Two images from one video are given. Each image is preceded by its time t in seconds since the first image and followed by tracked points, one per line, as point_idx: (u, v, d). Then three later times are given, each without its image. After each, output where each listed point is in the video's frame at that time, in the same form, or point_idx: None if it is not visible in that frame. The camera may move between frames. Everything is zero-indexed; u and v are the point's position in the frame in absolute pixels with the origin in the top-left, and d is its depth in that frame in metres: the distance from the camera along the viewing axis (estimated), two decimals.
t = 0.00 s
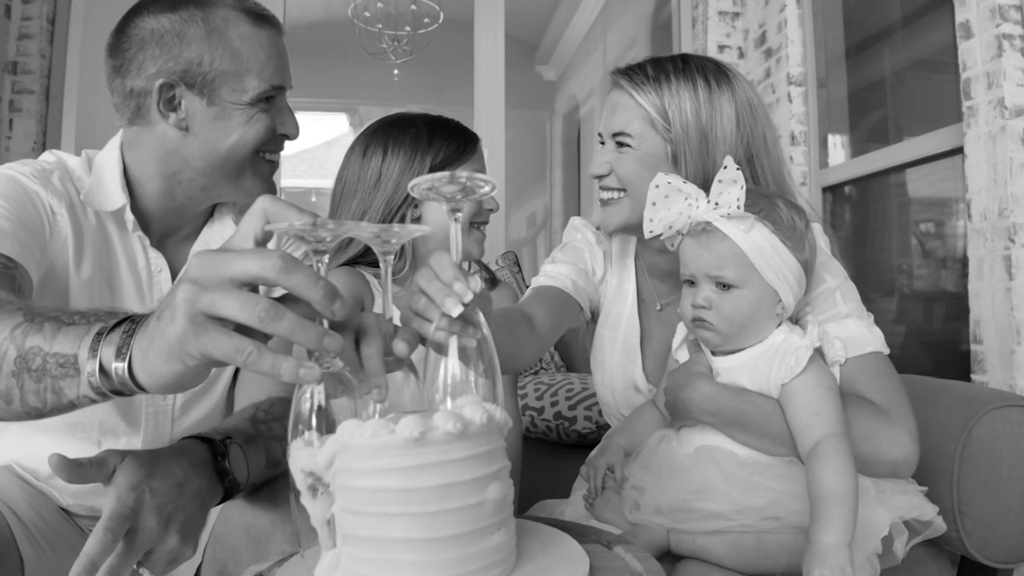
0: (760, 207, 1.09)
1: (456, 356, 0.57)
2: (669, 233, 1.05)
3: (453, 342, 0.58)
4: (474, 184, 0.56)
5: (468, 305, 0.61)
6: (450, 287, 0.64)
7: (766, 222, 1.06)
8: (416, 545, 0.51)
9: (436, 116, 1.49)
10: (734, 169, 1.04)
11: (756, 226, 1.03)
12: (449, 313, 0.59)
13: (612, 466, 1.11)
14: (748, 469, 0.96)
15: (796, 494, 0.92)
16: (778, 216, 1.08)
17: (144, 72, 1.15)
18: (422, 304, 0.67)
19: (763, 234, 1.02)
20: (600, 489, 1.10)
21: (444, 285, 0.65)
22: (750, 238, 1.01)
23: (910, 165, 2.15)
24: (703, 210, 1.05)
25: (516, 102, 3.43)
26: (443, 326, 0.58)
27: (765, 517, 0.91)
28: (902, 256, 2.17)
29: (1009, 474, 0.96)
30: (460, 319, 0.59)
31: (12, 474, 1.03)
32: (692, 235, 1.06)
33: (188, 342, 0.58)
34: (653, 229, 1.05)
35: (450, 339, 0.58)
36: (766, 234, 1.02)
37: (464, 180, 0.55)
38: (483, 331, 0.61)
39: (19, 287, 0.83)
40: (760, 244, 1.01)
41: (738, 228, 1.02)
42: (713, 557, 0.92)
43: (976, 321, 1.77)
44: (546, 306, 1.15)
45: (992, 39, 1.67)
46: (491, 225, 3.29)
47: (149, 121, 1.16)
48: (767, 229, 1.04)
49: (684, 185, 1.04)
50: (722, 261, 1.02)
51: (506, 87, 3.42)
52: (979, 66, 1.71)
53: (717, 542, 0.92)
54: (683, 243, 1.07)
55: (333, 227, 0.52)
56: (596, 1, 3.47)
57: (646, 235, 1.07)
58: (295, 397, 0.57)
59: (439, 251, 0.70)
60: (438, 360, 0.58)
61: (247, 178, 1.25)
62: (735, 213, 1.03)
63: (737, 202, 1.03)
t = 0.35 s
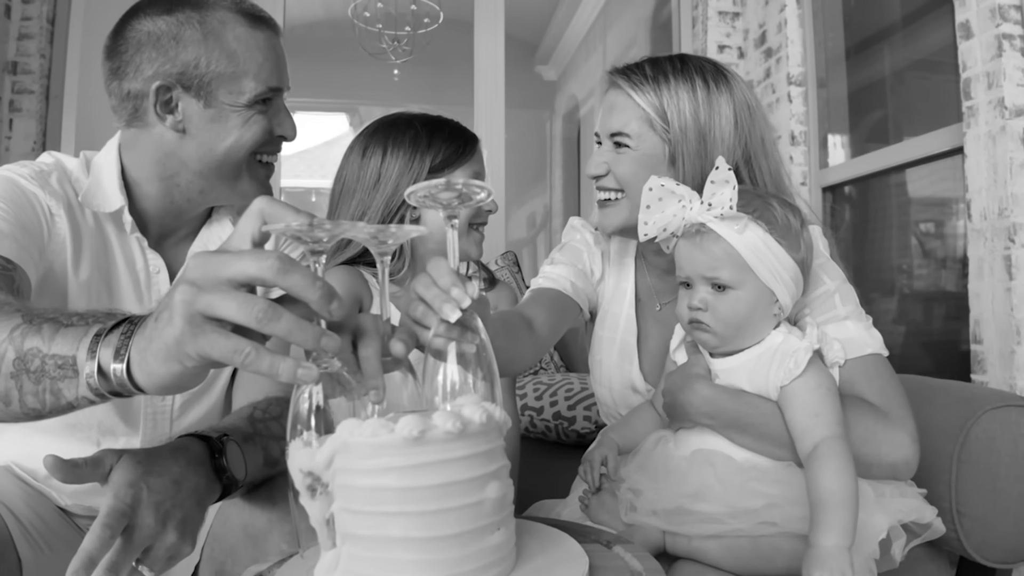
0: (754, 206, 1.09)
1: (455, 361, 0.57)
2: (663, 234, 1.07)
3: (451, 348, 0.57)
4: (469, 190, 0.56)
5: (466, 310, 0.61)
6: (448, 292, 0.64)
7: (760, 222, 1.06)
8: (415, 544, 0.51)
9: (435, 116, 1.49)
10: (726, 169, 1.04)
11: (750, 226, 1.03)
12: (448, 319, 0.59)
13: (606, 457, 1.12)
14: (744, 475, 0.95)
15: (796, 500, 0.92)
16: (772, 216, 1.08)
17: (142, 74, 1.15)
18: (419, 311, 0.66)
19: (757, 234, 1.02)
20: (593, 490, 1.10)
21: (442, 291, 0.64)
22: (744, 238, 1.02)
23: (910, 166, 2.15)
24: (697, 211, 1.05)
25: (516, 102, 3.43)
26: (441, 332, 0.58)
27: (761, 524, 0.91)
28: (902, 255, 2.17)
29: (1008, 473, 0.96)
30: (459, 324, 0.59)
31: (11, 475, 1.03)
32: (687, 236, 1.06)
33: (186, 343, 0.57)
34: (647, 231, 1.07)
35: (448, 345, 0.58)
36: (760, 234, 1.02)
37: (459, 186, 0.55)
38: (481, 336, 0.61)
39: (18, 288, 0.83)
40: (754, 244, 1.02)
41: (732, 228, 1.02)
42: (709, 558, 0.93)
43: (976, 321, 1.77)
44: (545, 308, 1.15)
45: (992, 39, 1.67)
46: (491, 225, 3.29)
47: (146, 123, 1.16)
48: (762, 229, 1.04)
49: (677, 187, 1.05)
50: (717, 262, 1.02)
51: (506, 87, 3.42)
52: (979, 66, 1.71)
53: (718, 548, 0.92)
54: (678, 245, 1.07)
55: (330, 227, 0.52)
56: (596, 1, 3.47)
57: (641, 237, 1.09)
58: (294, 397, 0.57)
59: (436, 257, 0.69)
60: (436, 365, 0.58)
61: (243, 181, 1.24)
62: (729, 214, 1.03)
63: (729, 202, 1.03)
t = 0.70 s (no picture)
0: (757, 203, 1.09)
1: (453, 364, 0.57)
2: (665, 232, 1.06)
3: (449, 351, 0.57)
4: (464, 194, 0.55)
5: (463, 314, 0.61)
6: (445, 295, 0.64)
7: (762, 219, 1.05)
8: (414, 544, 0.51)
9: (434, 116, 1.49)
10: (729, 166, 1.04)
11: (753, 223, 1.03)
12: (445, 322, 0.59)
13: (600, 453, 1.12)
14: (747, 477, 0.95)
15: (798, 503, 0.91)
16: (774, 213, 1.08)
17: (139, 74, 1.15)
18: (416, 315, 0.66)
19: (760, 231, 1.02)
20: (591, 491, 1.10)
21: (439, 294, 0.64)
22: (747, 235, 1.01)
23: (910, 165, 2.15)
24: (698, 208, 1.05)
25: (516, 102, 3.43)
26: (439, 335, 0.58)
27: (765, 528, 0.91)
28: (903, 255, 2.17)
29: (1008, 473, 0.96)
30: (456, 327, 0.59)
31: (10, 475, 1.03)
32: (688, 233, 1.06)
33: (184, 343, 0.57)
34: (648, 227, 1.07)
35: (447, 348, 0.57)
36: (762, 231, 1.02)
37: (454, 189, 0.54)
38: (479, 338, 0.61)
39: (16, 288, 0.83)
40: (756, 241, 1.01)
41: (734, 225, 1.02)
42: (710, 560, 0.92)
43: (976, 321, 1.76)
44: (544, 309, 1.15)
45: (992, 39, 1.67)
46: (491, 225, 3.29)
47: (143, 123, 1.16)
48: (764, 225, 1.04)
49: (678, 184, 1.06)
50: (719, 259, 1.02)
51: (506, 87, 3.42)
52: (979, 66, 1.71)
53: (721, 551, 0.92)
54: (680, 242, 1.06)
55: (327, 227, 0.52)
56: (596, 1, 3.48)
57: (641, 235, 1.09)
58: (292, 397, 0.57)
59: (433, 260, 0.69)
60: (433, 368, 0.57)
61: (241, 180, 1.24)
62: (731, 210, 1.03)
63: (731, 198, 1.04)
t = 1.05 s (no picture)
0: (758, 203, 1.09)
1: (454, 367, 0.58)
2: (666, 232, 1.06)
3: (450, 355, 0.58)
4: (463, 197, 0.56)
5: (464, 319, 0.61)
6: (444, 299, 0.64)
7: (764, 218, 1.05)
8: (415, 545, 0.51)
9: (435, 116, 1.49)
10: (732, 166, 1.04)
11: (755, 222, 1.03)
12: (445, 327, 0.59)
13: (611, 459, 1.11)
14: (752, 476, 0.95)
15: (802, 502, 0.92)
16: (775, 212, 1.08)
17: (140, 73, 1.15)
18: (416, 319, 0.65)
19: (762, 230, 1.02)
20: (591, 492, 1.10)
21: (438, 299, 0.63)
22: (749, 234, 1.02)
23: (910, 165, 2.15)
24: (701, 207, 1.05)
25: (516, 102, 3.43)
26: (440, 339, 0.58)
27: (770, 528, 0.91)
28: (902, 255, 2.17)
29: (1009, 473, 0.96)
30: (457, 331, 0.59)
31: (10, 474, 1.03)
32: (691, 233, 1.06)
33: (185, 343, 0.57)
34: (650, 228, 1.07)
35: (447, 352, 0.58)
36: (764, 229, 1.02)
37: (453, 193, 0.55)
38: (479, 342, 0.61)
39: (17, 288, 0.83)
40: (758, 240, 1.02)
41: (737, 224, 1.02)
42: (715, 560, 0.92)
43: (976, 321, 1.77)
44: (545, 310, 1.15)
45: (992, 39, 1.67)
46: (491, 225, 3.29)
47: (144, 123, 1.16)
48: (766, 225, 1.04)
49: (680, 185, 1.05)
50: (721, 258, 1.02)
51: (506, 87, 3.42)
52: (979, 66, 1.71)
53: (725, 550, 0.92)
54: (682, 242, 1.07)
55: (329, 227, 0.52)
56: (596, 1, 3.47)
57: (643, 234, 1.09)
58: (293, 397, 0.57)
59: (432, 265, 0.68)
60: (434, 371, 0.58)
61: (242, 180, 1.25)
62: (734, 210, 1.03)
63: (735, 197, 1.03)
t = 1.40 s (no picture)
0: (767, 201, 1.10)
1: (455, 369, 0.58)
2: (676, 226, 1.07)
3: (451, 359, 0.58)
4: (464, 202, 0.56)
5: (465, 323, 0.61)
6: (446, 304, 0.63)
7: (772, 216, 1.06)
8: (417, 544, 0.51)
9: (438, 116, 1.49)
10: (742, 162, 1.05)
11: (763, 219, 1.03)
12: (446, 331, 0.59)
13: (608, 453, 1.12)
14: (756, 474, 0.95)
15: (807, 501, 0.91)
16: (780, 210, 1.08)
17: (141, 74, 1.15)
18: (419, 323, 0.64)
19: (771, 227, 1.02)
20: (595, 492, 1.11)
21: (440, 303, 0.63)
22: (758, 230, 1.02)
23: (910, 165, 2.15)
24: (710, 203, 1.05)
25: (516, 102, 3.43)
26: (441, 344, 0.58)
27: (774, 527, 0.91)
28: (902, 255, 2.17)
29: (1009, 473, 0.96)
30: (458, 336, 0.59)
31: (11, 474, 1.03)
32: (699, 228, 1.06)
33: (188, 341, 0.58)
34: (660, 222, 1.07)
35: (448, 356, 0.58)
36: (772, 227, 1.03)
37: (454, 198, 0.55)
38: (480, 346, 0.62)
39: (17, 288, 0.83)
40: (766, 237, 1.02)
41: (745, 220, 1.02)
42: (718, 559, 0.93)
43: (976, 321, 1.77)
44: (550, 309, 1.15)
45: (992, 39, 1.67)
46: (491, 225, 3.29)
47: (145, 123, 1.16)
48: (774, 222, 1.05)
49: (690, 181, 1.06)
50: (730, 253, 1.02)
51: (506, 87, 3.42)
52: (979, 66, 1.71)
53: (729, 549, 0.92)
54: (690, 237, 1.07)
55: (331, 226, 0.52)
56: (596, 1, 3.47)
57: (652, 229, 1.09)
58: (295, 396, 0.58)
59: (434, 269, 0.68)
60: (436, 373, 0.58)
61: (243, 181, 1.25)
62: (743, 205, 1.03)
63: (744, 193, 1.03)
